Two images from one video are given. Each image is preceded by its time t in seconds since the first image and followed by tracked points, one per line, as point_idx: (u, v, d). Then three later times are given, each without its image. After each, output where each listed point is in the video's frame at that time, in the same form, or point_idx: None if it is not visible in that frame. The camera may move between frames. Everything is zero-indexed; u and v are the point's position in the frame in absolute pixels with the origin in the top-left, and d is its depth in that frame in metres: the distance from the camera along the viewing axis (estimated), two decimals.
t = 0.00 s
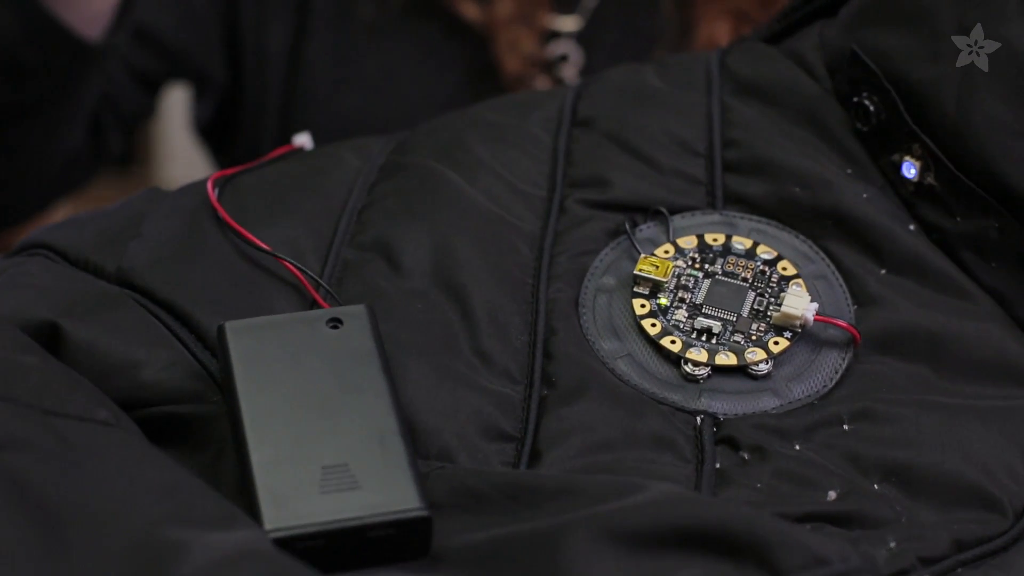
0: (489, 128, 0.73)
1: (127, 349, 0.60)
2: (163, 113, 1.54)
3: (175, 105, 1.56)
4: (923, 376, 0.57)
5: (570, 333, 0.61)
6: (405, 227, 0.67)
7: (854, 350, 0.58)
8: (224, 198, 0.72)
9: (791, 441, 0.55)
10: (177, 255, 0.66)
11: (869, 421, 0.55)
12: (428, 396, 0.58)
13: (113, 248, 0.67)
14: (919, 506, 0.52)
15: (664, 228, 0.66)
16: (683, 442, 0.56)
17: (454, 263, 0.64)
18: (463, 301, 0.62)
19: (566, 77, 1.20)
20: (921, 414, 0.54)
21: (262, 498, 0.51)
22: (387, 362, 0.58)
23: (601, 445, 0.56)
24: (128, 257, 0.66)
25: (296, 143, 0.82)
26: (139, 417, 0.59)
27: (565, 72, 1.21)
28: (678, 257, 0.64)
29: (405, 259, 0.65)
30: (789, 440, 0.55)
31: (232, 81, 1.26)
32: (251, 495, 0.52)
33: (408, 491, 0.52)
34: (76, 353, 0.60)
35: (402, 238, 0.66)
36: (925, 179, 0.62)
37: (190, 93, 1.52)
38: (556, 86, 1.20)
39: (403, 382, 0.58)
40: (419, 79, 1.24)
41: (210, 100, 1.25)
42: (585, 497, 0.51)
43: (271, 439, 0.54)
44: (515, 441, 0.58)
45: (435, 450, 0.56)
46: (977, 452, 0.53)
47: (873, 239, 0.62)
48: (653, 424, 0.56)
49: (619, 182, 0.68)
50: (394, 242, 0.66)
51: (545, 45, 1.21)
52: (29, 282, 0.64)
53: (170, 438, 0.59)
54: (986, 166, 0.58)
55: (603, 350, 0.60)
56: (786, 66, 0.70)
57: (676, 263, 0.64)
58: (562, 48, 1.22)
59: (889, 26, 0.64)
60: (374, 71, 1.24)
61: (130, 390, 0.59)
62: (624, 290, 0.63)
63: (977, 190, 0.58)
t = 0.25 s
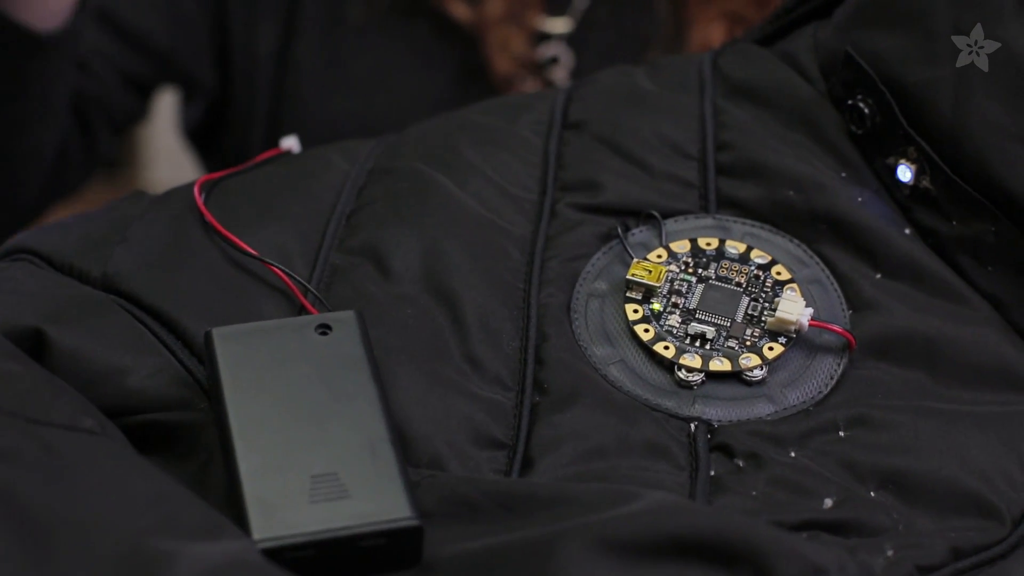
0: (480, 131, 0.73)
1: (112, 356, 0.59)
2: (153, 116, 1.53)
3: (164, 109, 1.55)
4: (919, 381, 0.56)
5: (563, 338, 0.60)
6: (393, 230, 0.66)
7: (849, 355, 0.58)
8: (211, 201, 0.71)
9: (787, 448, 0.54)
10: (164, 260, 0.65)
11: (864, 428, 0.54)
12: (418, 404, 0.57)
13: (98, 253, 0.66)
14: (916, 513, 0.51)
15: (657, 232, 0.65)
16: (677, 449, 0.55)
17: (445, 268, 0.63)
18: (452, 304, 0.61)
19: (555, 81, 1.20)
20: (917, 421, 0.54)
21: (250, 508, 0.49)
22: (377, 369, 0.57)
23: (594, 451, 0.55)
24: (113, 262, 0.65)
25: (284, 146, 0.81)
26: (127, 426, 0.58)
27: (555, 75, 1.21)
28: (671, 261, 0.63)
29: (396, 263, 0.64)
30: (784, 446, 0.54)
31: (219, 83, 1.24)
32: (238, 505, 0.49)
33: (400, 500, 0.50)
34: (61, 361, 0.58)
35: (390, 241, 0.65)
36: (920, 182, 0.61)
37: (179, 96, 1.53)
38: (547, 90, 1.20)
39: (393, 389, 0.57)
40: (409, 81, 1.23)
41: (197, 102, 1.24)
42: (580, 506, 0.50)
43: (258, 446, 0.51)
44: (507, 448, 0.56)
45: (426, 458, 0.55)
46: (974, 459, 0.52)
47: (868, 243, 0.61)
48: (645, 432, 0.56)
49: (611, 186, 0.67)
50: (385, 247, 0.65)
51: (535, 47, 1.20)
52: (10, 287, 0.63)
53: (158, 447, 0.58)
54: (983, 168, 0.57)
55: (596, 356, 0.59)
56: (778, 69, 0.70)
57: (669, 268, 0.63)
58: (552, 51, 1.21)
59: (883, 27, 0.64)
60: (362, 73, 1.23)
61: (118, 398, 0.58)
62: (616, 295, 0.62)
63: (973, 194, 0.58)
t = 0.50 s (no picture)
0: (473, 133, 0.72)
1: (104, 359, 0.59)
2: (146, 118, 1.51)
3: (156, 113, 1.55)
4: (916, 384, 0.56)
5: (558, 341, 0.59)
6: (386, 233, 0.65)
7: (846, 358, 0.57)
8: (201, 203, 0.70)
9: (784, 452, 0.54)
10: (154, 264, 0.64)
11: (861, 431, 0.54)
12: (412, 409, 0.56)
13: (88, 256, 0.65)
14: (913, 517, 0.51)
15: (652, 235, 0.65)
16: (673, 453, 0.55)
17: (439, 270, 0.62)
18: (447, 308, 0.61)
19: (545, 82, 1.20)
20: (915, 424, 0.53)
21: (242, 514, 0.48)
22: (370, 373, 0.56)
23: (589, 455, 0.54)
24: (104, 264, 0.64)
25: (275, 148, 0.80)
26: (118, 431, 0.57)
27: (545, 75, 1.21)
28: (666, 264, 0.63)
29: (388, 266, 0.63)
30: (780, 450, 0.54)
31: (210, 85, 1.24)
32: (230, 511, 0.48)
33: (394, 505, 0.49)
34: (52, 367, 0.58)
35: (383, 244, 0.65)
36: (917, 184, 0.61)
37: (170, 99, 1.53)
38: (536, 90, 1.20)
39: (386, 394, 0.57)
40: (402, 81, 1.22)
41: (188, 103, 1.23)
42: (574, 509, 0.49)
43: (250, 451, 0.50)
44: (501, 452, 0.56)
45: (420, 463, 0.54)
46: (973, 462, 0.52)
47: (864, 245, 0.61)
48: (641, 435, 0.55)
49: (606, 187, 0.66)
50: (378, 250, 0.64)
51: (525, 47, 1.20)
52: None
53: (149, 450, 0.57)
54: (981, 170, 0.57)
55: (591, 359, 0.59)
56: (772, 70, 0.69)
57: (664, 270, 0.63)
58: (542, 50, 1.21)
59: (880, 28, 0.63)
60: (355, 74, 1.23)
61: (110, 401, 0.57)
62: (612, 298, 0.62)
63: (972, 196, 0.58)
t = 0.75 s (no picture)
0: (468, 133, 0.72)
1: (96, 360, 0.58)
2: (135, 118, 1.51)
3: (146, 114, 1.55)
4: (913, 386, 0.56)
5: (555, 343, 0.59)
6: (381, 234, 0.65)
7: (843, 359, 0.57)
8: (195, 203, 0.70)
9: (781, 454, 0.54)
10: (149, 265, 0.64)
11: (859, 433, 0.54)
12: (408, 411, 0.56)
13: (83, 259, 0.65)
14: (911, 519, 0.51)
15: (648, 236, 0.65)
16: (670, 456, 0.54)
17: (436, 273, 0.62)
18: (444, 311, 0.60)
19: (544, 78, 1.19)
20: (912, 426, 0.53)
21: (237, 516, 0.47)
22: (366, 375, 0.55)
23: (586, 457, 0.54)
24: (99, 267, 0.64)
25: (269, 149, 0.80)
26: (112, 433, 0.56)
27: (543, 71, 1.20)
28: (663, 265, 0.62)
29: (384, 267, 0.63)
30: (778, 452, 0.54)
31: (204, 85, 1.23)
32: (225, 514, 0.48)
33: (391, 507, 0.48)
34: (43, 369, 0.57)
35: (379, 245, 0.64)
36: (915, 184, 0.61)
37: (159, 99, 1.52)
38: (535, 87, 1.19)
39: (382, 396, 0.56)
40: (397, 81, 1.22)
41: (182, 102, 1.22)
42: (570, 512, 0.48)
43: (246, 454, 0.50)
44: (497, 455, 0.55)
45: (415, 465, 0.54)
46: (970, 464, 0.52)
47: (862, 246, 0.61)
48: (638, 438, 0.55)
49: (602, 189, 0.66)
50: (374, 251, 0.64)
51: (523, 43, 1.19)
52: None
53: (142, 453, 0.56)
54: (979, 170, 0.57)
55: (588, 360, 0.59)
56: (768, 71, 0.69)
57: (661, 271, 0.62)
58: (541, 46, 1.20)
59: (877, 29, 0.63)
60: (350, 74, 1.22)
61: (104, 403, 0.57)
62: (608, 299, 0.62)
63: (969, 197, 0.58)
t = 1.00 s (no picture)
0: (467, 134, 0.72)
1: (93, 361, 0.58)
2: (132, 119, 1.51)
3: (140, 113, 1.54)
4: (912, 386, 0.56)
5: (553, 343, 0.59)
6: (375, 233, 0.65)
7: (842, 360, 0.57)
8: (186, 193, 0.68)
9: (780, 454, 0.53)
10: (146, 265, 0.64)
11: (858, 434, 0.54)
12: (406, 412, 0.56)
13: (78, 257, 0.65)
14: (910, 520, 0.50)
15: (647, 236, 0.65)
16: (669, 456, 0.54)
17: (434, 274, 0.62)
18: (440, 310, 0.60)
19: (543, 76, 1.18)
20: (911, 427, 0.53)
21: (236, 517, 0.47)
22: (364, 376, 0.55)
23: (584, 458, 0.54)
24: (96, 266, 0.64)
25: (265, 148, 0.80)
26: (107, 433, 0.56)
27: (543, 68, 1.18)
28: (661, 265, 0.63)
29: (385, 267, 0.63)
30: (777, 453, 0.54)
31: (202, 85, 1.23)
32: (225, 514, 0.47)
33: (390, 509, 0.48)
34: (39, 370, 0.57)
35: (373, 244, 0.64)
36: (914, 185, 0.61)
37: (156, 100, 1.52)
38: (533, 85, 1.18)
39: (381, 397, 0.56)
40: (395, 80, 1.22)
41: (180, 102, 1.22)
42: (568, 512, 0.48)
43: (246, 454, 0.50)
44: (496, 455, 0.55)
45: (414, 466, 0.53)
46: (969, 465, 0.52)
47: (861, 246, 0.60)
48: (637, 437, 0.55)
49: (601, 189, 0.66)
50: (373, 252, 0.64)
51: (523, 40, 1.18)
52: None
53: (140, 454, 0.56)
54: (979, 170, 0.57)
55: (587, 360, 0.59)
56: (767, 73, 0.69)
57: (659, 272, 0.63)
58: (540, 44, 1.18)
59: (875, 29, 0.63)
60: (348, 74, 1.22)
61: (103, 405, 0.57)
62: (607, 300, 0.62)
63: (968, 197, 0.58)
